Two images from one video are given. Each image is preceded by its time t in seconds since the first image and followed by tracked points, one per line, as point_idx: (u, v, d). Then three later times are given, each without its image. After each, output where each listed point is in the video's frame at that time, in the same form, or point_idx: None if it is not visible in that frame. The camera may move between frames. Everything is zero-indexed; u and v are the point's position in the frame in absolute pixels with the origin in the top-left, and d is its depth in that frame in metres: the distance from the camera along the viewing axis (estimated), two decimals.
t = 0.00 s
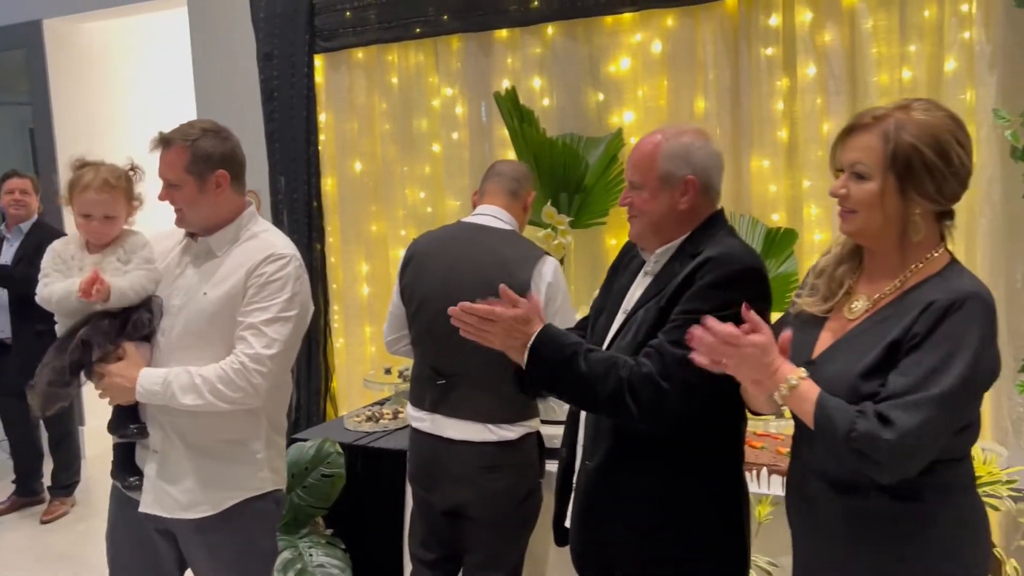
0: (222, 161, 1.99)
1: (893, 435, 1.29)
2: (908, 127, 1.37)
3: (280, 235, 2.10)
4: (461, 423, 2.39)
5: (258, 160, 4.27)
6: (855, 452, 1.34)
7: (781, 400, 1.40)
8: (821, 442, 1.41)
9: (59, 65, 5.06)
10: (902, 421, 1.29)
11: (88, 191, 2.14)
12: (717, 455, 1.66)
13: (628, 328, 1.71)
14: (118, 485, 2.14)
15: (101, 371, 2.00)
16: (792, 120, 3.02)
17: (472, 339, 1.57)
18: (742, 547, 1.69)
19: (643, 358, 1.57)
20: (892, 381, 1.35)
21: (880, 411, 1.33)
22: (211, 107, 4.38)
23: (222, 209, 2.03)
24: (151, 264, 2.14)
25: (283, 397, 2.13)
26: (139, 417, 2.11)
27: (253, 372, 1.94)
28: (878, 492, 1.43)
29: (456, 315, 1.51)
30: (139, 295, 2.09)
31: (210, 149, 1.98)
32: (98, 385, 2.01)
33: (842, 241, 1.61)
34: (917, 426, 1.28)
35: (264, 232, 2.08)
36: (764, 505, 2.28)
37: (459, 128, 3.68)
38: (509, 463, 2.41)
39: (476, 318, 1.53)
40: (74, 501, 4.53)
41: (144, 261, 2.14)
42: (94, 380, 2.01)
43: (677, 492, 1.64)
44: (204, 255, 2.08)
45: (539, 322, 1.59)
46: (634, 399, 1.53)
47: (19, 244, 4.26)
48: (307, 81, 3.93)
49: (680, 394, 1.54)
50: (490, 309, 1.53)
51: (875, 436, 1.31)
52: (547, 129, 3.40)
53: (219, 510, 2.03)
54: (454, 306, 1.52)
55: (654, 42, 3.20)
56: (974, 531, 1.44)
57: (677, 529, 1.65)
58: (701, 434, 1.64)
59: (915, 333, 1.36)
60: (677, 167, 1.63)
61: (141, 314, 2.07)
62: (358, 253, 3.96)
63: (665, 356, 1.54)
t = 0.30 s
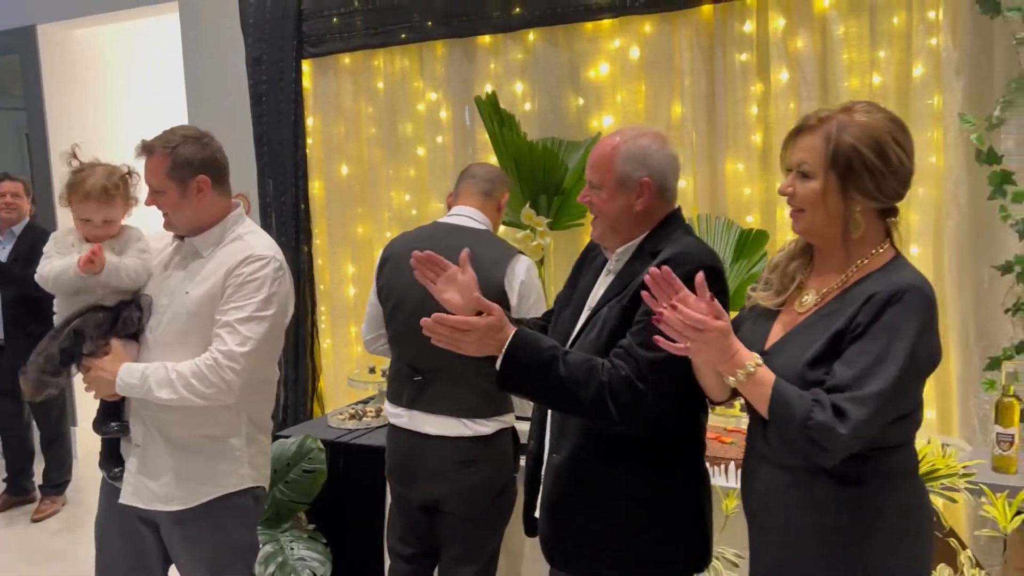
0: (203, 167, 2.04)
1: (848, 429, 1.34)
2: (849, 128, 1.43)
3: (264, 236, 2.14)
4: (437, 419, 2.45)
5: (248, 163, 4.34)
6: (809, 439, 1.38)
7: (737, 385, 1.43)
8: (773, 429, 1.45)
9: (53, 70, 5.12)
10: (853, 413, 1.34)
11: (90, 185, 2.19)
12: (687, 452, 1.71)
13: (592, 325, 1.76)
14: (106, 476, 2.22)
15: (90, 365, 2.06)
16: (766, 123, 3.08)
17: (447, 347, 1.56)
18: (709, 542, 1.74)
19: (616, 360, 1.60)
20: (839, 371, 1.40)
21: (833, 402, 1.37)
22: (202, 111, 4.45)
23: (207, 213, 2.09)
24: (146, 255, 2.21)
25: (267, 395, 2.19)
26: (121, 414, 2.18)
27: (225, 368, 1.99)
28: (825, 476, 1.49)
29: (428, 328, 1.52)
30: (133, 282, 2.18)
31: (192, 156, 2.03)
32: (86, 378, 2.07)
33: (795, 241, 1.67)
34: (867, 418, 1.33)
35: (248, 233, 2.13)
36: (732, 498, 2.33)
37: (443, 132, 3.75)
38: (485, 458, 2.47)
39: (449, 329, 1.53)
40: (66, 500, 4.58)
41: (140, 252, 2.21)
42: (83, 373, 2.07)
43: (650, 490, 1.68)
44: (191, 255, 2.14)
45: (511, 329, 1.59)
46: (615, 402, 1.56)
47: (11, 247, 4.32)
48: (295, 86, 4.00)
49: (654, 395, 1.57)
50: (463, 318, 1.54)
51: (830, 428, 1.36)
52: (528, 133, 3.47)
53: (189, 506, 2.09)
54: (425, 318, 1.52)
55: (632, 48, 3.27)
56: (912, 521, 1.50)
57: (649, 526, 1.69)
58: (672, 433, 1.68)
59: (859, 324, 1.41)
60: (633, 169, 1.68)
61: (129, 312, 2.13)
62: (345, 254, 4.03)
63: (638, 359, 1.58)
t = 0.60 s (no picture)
0: (195, 162, 2.11)
1: (807, 412, 1.39)
2: (811, 126, 1.48)
3: (258, 229, 2.20)
4: (425, 412, 2.50)
5: (247, 164, 4.40)
6: (770, 425, 1.43)
7: (701, 377, 1.47)
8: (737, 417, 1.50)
9: (57, 72, 5.20)
10: (812, 399, 1.40)
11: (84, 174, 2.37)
12: (654, 441, 1.76)
13: (565, 318, 1.80)
14: (107, 468, 2.26)
15: (88, 357, 2.11)
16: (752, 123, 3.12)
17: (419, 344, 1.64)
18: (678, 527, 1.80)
19: (581, 351, 1.65)
20: (800, 359, 1.45)
21: (794, 389, 1.42)
22: (202, 113, 4.51)
23: (201, 207, 2.14)
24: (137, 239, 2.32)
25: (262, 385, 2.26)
26: (125, 401, 2.24)
27: (226, 356, 2.06)
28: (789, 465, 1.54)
29: (400, 325, 1.61)
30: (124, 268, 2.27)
31: (184, 151, 2.10)
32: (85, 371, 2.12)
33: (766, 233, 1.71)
34: (826, 404, 1.39)
35: (243, 227, 2.18)
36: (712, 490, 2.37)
37: (437, 132, 3.81)
38: (471, 450, 2.53)
39: (419, 326, 1.61)
40: (67, 496, 4.64)
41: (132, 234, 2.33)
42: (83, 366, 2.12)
43: (617, 477, 1.74)
44: (186, 248, 2.18)
45: (482, 324, 1.65)
46: (576, 391, 1.62)
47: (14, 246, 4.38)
48: (292, 88, 4.06)
49: (615, 383, 1.64)
50: (433, 315, 1.61)
51: (790, 413, 1.41)
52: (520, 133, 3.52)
53: (201, 486, 2.15)
54: (397, 317, 1.62)
55: (622, 49, 3.32)
56: (880, 501, 1.56)
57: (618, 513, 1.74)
58: (638, 421, 1.74)
59: (819, 314, 1.47)
60: (602, 167, 1.74)
61: (124, 301, 2.21)
62: (340, 253, 4.08)
63: (601, 350, 1.63)
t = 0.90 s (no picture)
0: (198, 162, 2.15)
1: (789, 391, 1.45)
2: (805, 121, 1.56)
3: (267, 224, 2.26)
4: (432, 406, 2.54)
5: (257, 164, 4.46)
6: (760, 408, 1.49)
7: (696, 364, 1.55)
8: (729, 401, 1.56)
9: (70, 75, 5.27)
10: (796, 379, 1.45)
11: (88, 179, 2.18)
12: (644, 423, 1.83)
13: (556, 309, 1.90)
14: (121, 458, 2.30)
15: (104, 351, 2.16)
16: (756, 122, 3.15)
17: (413, 316, 1.67)
18: (669, 508, 1.86)
19: (570, 335, 1.74)
20: (793, 346, 1.51)
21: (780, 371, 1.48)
22: (213, 114, 4.57)
23: (206, 204, 2.19)
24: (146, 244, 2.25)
25: (272, 376, 2.32)
26: (140, 392, 2.26)
27: (241, 347, 2.10)
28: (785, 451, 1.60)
29: (397, 297, 1.64)
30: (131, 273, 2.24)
31: (189, 151, 2.14)
32: (101, 364, 2.17)
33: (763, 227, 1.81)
34: (807, 382, 1.44)
35: (252, 221, 2.24)
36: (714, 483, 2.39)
37: (445, 133, 3.86)
38: (477, 444, 2.57)
39: (417, 299, 1.65)
40: (79, 493, 4.69)
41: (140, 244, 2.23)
42: (99, 359, 2.17)
43: (608, 458, 1.81)
44: (196, 242, 2.23)
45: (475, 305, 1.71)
46: (565, 372, 1.69)
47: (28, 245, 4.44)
48: (301, 89, 4.11)
49: (604, 366, 1.72)
50: (430, 290, 1.65)
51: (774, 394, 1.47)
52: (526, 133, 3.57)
53: (217, 476, 2.20)
54: (395, 289, 1.64)
55: (627, 50, 3.36)
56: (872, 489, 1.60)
57: (609, 493, 1.81)
58: (628, 404, 1.80)
59: (814, 304, 1.53)
60: (587, 162, 1.85)
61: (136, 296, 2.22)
62: (349, 253, 4.13)
63: (589, 332, 1.72)
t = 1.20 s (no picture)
0: (238, 163, 2.20)
1: (836, 397, 1.47)
2: (828, 124, 1.60)
3: (296, 226, 2.30)
4: (458, 402, 2.59)
5: (281, 168, 4.52)
6: (799, 408, 1.50)
7: (734, 357, 1.55)
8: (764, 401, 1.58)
9: (95, 80, 5.34)
10: (838, 384, 1.48)
11: (101, 185, 2.35)
12: (656, 419, 1.87)
13: (563, 312, 1.92)
14: (153, 458, 2.34)
15: (138, 355, 2.18)
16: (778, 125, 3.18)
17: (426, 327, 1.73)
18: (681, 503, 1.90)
19: (583, 337, 1.75)
20: (826, 346, 1.54)
21: (823, 373, 1.50)
22: (237, 118, 4.64)
23: (241, 207, 2.24)
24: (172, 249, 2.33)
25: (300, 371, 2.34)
26: (173, 395, 2.28)
27: (277, 347, 2.15)
28: (814, 448, 1.63)
29: (410, 309, 1.70)
30: (163, 281, 2.28)
31: (229, 153, 2.19)
32: (135, 368, 2.18)
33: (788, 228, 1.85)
34: (852, 388, 1.48)
35: (281, 224, 2.28)
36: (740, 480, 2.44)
37: (467, 136, 3.90)
38: (504, 442, 2.61)
39: (430, 311, 1.70)
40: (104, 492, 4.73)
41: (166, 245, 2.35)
42: (133, 363, 2.19)
43: (625, 456, 1.83)
44: (227, 246, 2.28)
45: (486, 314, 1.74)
46: (584, 375, 1.70)
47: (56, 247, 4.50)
48: (326, 93, 4.17)
49: (618, 365, 1.74)
50: (443, 301, 1.69)
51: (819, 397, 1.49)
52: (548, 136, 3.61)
53: (247, 474, 2.24)
54: (408, 303, 1.70)
55: (649, 53, 3.39)
56: (899, 483, 1.63)
57: (626, 491, 1.83)
58: (641, 400, 1.84)
59: (842, 302, 1.57)
60: (587, 162, 1.86)
61: (168, 302, 2.25)
62: (373, 255, 4.19)
63: (600, 334, 1.74)
